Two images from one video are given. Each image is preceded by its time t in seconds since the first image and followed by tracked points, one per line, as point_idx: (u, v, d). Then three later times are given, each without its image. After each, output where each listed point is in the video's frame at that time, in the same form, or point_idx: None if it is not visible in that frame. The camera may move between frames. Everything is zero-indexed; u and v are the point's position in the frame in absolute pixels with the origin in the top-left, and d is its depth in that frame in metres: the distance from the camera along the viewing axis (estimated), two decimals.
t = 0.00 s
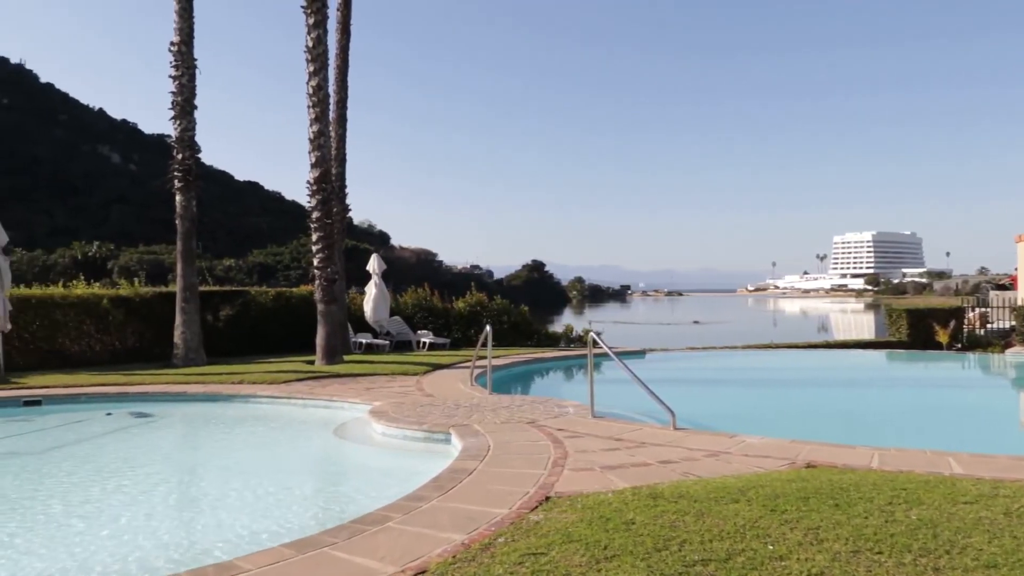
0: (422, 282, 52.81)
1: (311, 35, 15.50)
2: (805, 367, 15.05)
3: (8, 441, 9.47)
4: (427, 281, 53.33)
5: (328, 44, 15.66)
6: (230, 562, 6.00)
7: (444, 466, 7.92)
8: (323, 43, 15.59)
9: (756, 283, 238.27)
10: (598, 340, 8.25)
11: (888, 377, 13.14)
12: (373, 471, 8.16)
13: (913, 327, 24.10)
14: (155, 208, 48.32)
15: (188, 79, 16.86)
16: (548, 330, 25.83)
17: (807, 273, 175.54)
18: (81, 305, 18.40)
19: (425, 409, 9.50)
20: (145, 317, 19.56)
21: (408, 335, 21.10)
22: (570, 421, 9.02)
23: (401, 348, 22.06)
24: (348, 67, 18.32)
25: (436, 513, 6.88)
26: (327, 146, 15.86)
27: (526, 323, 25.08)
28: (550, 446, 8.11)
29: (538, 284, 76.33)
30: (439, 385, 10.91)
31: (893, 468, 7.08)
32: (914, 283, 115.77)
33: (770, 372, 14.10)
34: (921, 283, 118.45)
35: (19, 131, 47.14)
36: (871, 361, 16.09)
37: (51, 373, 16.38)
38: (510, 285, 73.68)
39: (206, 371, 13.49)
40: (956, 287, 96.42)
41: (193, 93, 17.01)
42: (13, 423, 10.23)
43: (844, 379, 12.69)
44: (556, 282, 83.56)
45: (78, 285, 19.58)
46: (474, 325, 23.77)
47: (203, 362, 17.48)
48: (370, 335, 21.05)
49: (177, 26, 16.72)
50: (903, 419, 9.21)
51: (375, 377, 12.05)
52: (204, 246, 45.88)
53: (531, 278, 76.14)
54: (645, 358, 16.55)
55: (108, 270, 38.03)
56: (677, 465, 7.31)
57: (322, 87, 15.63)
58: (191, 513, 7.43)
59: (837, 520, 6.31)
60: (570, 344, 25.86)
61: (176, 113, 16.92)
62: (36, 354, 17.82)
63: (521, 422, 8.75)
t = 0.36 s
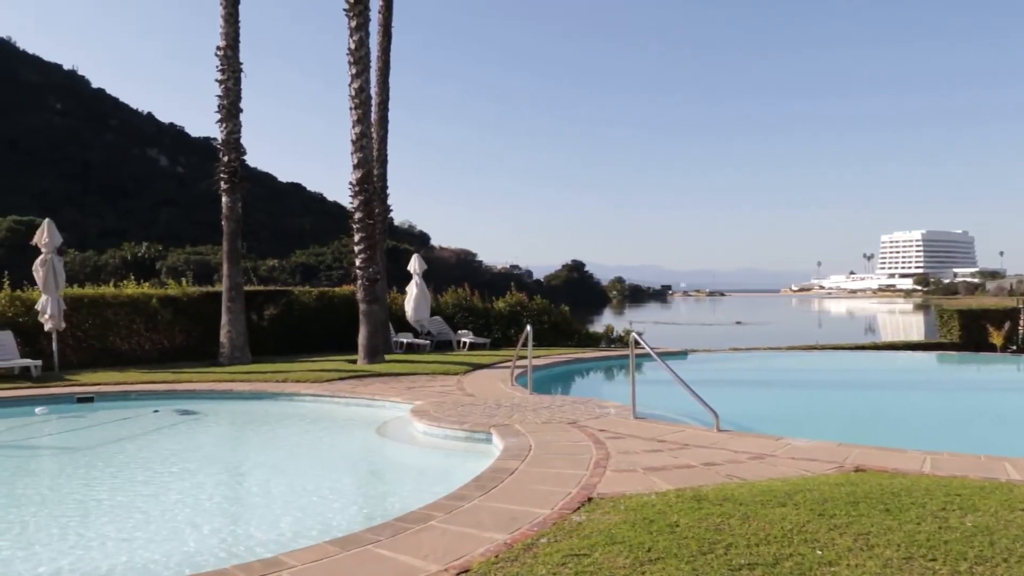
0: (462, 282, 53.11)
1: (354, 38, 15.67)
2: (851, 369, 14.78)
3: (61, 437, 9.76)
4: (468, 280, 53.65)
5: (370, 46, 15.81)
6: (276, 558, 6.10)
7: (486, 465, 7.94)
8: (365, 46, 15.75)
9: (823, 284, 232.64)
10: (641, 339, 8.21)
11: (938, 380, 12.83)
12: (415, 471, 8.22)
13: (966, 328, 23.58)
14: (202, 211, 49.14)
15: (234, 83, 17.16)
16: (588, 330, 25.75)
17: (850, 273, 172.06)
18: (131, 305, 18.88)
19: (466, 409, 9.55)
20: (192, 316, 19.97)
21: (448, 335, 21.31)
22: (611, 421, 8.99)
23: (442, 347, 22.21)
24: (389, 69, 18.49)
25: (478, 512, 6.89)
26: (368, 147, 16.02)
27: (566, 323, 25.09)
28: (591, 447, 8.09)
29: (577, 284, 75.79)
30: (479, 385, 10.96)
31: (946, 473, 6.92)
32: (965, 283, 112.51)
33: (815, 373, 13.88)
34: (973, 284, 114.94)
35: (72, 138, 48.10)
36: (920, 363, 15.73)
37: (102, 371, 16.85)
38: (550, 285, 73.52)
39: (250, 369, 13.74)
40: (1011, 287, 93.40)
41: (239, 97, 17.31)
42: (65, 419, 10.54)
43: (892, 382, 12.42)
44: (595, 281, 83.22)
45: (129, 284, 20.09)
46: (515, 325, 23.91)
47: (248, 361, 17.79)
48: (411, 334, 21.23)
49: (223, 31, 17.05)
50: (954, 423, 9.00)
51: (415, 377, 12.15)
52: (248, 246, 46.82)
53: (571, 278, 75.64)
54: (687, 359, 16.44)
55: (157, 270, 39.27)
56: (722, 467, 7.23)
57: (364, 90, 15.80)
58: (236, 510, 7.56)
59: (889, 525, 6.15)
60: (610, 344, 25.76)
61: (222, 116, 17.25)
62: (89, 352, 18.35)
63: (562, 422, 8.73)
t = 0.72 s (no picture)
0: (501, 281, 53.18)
1: (393, 39, 15.78)
2: (899, 371, 14.47)
3: (109, 433, 10.04)
4: (506, 280, 53.77)
5: (409, 47, 15.91)
6: (320, 555, 6.19)
7: (526, 466, 7.95)
8: (404, 47, 15.86)
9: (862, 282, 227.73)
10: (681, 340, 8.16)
11: (991, 382, 12.48)
12: (456, 471, 8.27)
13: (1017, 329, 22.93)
14: (246, 212, 49.83)
15: (276, 86, 17.42)
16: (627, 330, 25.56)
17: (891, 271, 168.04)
18: (177, 305, 19.36)
19: (505, 409, 9.59)
20: (236, 315, 20.27)
21: (487, 335, 21.34)
22: (652, 423, 8.94)
23: (480, 347, 22.28)
24: (428, 70, 18.59)
25: (518, 512, 6.90)
26: (408, 148, 16.14)
27: (605, 323, 24.93)
28: (632, 448, 8.05)
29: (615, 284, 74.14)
30: (519, 385, 10.98)
31: (998, 479, 6.74)
32: (1016, 282, 108.92)
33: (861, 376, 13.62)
34: None
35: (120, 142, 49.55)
36: (971, 366, 15.32)
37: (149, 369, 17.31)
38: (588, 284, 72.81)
39: (293, 368, 13.97)
40: None
41: (281, 99, 17.58)
42: (114, 416, 10.84)
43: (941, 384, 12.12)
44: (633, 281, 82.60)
45: (176, 284, 20.57)
46: (553, 325, 23.87)
47: (290, 360, 18.04)
48: (449, 334, 21.34)
49: (265, 35, 17.31)
50: (1005, 428, 8.76)
51: (454, 376, 12.22)
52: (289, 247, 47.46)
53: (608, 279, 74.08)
54: (727, 360, 16.28)
55: (201, 270, 39.95)
56: (765, 470, 7.15)
57: (403, 91, 15.91)
58: (277, 508, 7.68)
59: (940, 532, 6.00)
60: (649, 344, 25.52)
61: (264, 118, 17.53)
62: (136, 351, 18.89)
63: (602, 423, 8.71)
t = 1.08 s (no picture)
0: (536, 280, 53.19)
1: (429, 40, 15.87)
2: (945, 372, 14.14)
3: (151, 430, 10.27)
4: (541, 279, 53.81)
5: (445, 48, 15.99)
6: (356, 553, 6.26)
7: (563, 467, 7.95)
8: (440, 48, 15.94)
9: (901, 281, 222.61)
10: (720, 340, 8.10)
11: None
12: (492, 471, 8.30)
13: None
14: (285, 214, 50.33)
15: (314, 88, 17.63)
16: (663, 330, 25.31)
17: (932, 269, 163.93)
18: (217, 304, 19.73)
19: (541, 409, 9.60)
20: (274, 314, 20.60)
21: (522, 335, 21.33)
22: (690, 423, 8.88)
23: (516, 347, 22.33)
24: (463, 70, 18.65)
25: (555, 512, 6.90)
26: (444, 148, 16.22)
27: (641, 324, 24.73)
28: (669, 449, 8.00)
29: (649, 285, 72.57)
30: (555, 385, 10.99)
31: None
32: None
33: (905, 377, 13.34)
34: None
35: (163, 146, 50.58)
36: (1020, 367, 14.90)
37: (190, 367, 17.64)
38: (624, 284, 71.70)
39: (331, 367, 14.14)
40: None
41: (318, 101, 17.79)
42: (157, 413, 11.09)
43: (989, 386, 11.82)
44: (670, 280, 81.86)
45: (216, 284, 20.92)
46: (589, 325, 23.81)
47: (327, 359, 18.28)
48: (484, 334, 21.48)
49: (303, 37, 17.53)
50: None
51: (489, 376, 12.23)
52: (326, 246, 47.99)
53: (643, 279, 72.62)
54: (765, 360, 16.09)
55: (240, 270, 40.51)
56: (806, 473, 7.06)
57: (439, 91, 15.99)
58: (312, 505, 7.79)
59: (990, 537, 5.85)
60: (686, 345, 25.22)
61: (302, 121, 17.76)
62: (178, 350, 19.29)
63: (639, 424, 8.67)
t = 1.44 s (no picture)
0: (569, 280, 53.20)
1: (462, 40, 15.94)
2: (989, 374, 13.84)
3: (189, 427, 10.48)
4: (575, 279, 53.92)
5: (478, 48, 16.04)
6: (392, 550, 6.31)
7: (596, 467, 7.92)
8: (473, 48, 16.01)
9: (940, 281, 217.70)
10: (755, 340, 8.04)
11: None
12: (524, 471, 8.30)
13: None
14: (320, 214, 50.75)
15: (348, 89, 17.79)
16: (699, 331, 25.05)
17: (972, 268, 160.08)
18: (253, 303, 20.03)
19: (574, 409, 9.61)
20: (310, 313, 20.87)
21: (555, 335, 21.35)
22: (725, 425, 8.81)
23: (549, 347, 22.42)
24: (496, 70, 18.68)
25: (588, 513, 6.87)
26: (477, 148, 16.27)
27: (675, 324, 24.51)
28: (704, 450, 7.95)
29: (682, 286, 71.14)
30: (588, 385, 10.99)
31: None
32: None
33: (948, 379, 13.10)
34: None
35: (201, 147, 51.14)
36: None
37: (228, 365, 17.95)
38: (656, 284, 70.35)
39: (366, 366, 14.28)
40: None
41: (353, 103, 17.95)
42: (195, 410, 11.31)
43: None
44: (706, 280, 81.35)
45: (253, 283, 21.24)
46: (622, 326, 23.75)
47: (361, 358, 18.48)
48: (518, 334, 21.56)
49: (338, 39, 17.71)
50: None
51: (522, 376, 12.25)
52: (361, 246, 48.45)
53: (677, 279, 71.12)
54: (802, 361, 15.93)
55: (276, 270, 40.99)
56: (845, 476, 6.96)
57: (472, 91, 16.05)
58: (343, 503, 7.85)
59: None
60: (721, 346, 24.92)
61: (337, 122, 17.95)
62: (216, 349, 19.63)
63: (674, 424, 8.64)
